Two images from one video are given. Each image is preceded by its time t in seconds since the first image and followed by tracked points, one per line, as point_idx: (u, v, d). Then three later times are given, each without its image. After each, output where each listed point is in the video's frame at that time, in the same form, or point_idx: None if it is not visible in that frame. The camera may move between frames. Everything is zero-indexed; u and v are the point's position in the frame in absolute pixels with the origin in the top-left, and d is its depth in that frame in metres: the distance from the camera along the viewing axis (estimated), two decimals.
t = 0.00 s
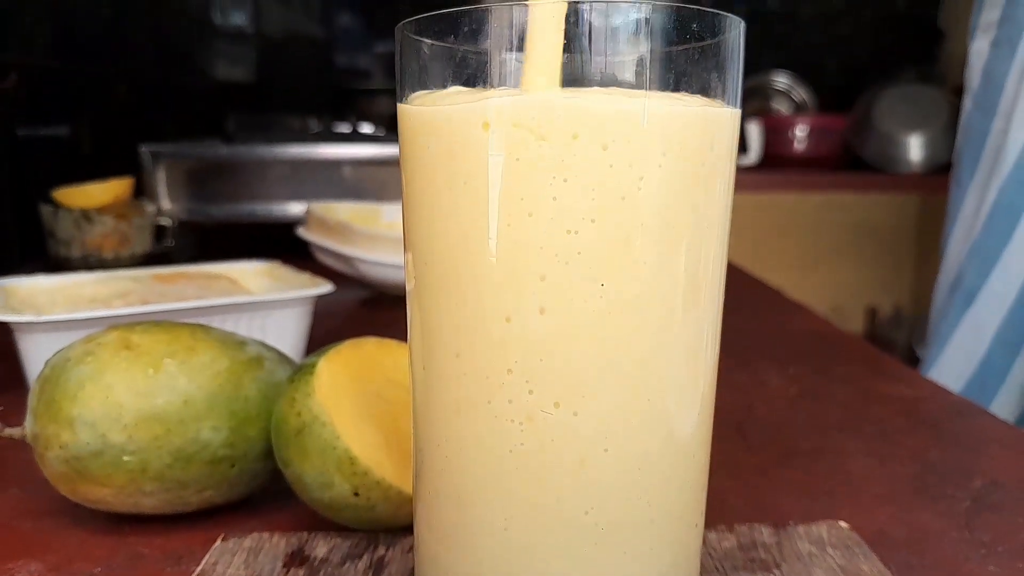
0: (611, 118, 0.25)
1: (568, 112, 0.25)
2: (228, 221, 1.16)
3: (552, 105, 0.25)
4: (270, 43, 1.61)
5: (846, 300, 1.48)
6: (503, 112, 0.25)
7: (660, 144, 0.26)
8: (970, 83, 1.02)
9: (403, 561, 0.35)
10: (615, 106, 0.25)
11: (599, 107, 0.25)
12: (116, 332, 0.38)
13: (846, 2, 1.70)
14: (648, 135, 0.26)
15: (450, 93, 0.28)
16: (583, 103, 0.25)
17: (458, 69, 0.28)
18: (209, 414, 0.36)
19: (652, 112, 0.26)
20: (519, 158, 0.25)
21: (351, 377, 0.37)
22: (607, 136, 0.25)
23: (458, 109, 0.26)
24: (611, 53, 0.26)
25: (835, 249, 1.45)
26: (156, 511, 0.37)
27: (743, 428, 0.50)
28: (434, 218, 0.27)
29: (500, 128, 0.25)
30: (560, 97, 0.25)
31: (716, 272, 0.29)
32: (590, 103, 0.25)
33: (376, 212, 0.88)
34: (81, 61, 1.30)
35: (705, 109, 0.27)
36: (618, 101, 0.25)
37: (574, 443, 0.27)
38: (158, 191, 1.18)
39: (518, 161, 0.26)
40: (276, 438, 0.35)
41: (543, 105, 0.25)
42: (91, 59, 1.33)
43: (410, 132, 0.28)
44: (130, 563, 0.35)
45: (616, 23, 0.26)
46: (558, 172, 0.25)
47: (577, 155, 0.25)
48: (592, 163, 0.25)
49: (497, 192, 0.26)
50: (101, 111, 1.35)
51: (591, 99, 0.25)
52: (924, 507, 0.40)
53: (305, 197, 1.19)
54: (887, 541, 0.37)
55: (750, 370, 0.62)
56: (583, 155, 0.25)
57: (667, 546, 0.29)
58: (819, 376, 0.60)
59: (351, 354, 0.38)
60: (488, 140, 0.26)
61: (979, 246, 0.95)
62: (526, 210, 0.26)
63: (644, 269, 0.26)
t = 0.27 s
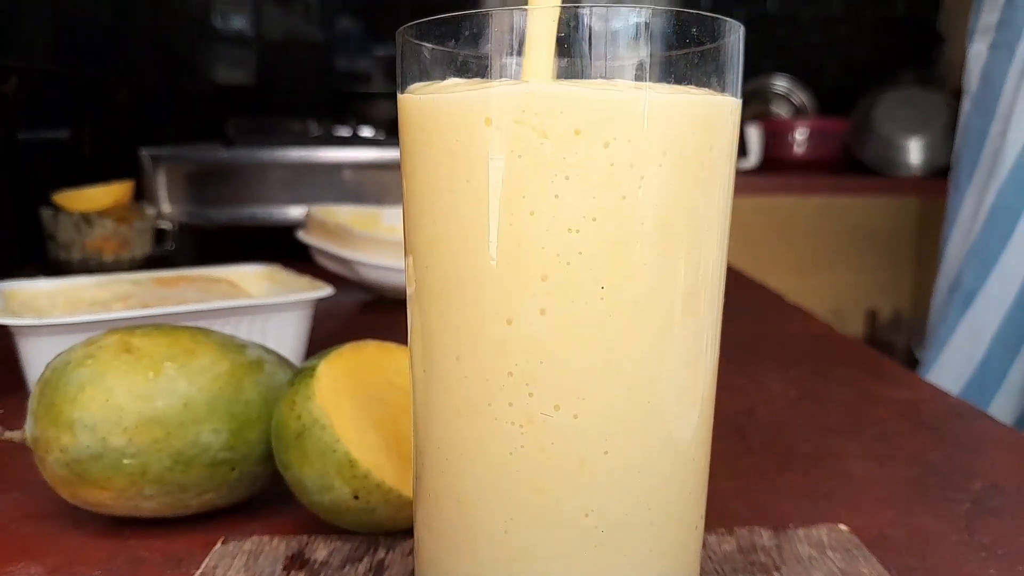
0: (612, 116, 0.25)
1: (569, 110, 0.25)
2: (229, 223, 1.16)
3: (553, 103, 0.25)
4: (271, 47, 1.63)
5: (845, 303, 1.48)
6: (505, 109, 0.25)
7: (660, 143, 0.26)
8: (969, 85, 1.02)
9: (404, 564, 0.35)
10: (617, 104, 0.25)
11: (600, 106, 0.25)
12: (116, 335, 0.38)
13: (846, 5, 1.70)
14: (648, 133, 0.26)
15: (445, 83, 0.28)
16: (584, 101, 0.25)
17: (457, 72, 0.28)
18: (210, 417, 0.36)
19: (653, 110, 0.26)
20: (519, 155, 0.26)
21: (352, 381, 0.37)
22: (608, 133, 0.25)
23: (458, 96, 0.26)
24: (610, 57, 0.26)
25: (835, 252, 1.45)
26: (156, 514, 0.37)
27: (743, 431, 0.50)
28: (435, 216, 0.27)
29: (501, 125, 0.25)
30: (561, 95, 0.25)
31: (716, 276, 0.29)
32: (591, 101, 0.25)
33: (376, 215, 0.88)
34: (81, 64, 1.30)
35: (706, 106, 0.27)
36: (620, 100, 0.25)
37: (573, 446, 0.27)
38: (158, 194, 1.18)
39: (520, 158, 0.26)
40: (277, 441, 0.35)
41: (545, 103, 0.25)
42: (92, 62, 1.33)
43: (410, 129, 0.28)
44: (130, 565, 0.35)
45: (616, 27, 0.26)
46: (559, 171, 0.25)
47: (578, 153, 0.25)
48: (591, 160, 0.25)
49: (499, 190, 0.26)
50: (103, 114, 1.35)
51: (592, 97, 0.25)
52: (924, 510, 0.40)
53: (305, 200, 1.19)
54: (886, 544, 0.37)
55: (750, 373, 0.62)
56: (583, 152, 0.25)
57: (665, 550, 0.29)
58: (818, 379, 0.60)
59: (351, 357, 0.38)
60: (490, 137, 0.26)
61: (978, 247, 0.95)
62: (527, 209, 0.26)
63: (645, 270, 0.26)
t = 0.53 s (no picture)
0: (613, 112, 0.25)
1: (570, 105, 0.25)
2: (229, 223, 1.16)
3: (555, 99, 0.25)
4: (271, 47, 1.63)
5: (845, 302, 1.48)
6: (506, 104, 0.25)
7: (661, 139, 0.26)
8: (970, 86, 1.02)
9: (403, 563, 0.35)
10: (618, 101, 0.25)
11: (601, 102, 0.25)
12: (116, 335, 0.38)
13: (846, 5, 1.70)
14: (649, 128, 0.26)
15: (441, 73, 0.28)
16: (585, 97, 0.25)
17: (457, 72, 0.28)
18: (209, 416, 0.36)
19: (654, 107, 0.26)
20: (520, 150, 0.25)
21: (352, 381, 0.37)
22: (609, 129, 0.25)
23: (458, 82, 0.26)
24: (610, 56, 0.26)
25: (835, 252, 1.45)
26: (156, 514, 0.37)
27: (742, 431, 0.50)
28: (436, 212, 0.27)
29: (502, 120, 0.25)
30: (563, 90, 0.25)
31: (717, 274, 0.29)
32: (592, 97, 0.25)
33: (376, 215, 0.88)
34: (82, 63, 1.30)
35: (707, 102, 0.27)
36: (621, 96, 0.25)
37: (573, 445, 0.27)
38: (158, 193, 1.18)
39: (521, 154, 0.25)
40: (277, 441, 0.35)
41: (547, 99, 0.25)
42: (93, 62, 1.33)
43: (411, 126, 0.28)
44: (130, 565, 0.35)
45: (616, 27, 0.26)
46: (560, 166, 0.25)
47: (579, 149, 0.25)
48: (593, 156, 0.25)
49: (500, 186, 0.26)
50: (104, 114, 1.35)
51: (593, 93, 0.25)
52: (923, 510, 0.40)
53: (306, 199, 1.19)
54: (886, 544, 0.37)
55: (750, 373, 0.62)
56: (585, 148, 0.25)
57: (665, 550, 0.29)
58: (819, 379, 0.60)
59: (351, 356, 0.38)
60: (491, 133, 0.26)
61: (980, 248, 0.96)
62: (528, 205, 0.26)
63: (646, 268, 0.26)
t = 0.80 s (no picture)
0: (614, 108, 0.25)
1: (572, 100, 0.25)
2: (229, 223, 1.16)
3: (556, 95, 0.25)
4: (271, 46, 1.63)
5: (846, 303, 1.48)
6: (508, 101, 0.25)
7: (661, 135, 0.26)
8: (976, 85, 1.02)
9: (403, 563, 0.35)
10: (619, 98, 0.25)
11: (603, 98, 0.25)
12: (116, 335, 0.38)
13: (846, 5, 1.70)
14: (650, 125, 0.26)
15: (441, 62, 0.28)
16: (586, 93, 0.25)
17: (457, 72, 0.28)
18: (210, 416, 0.36)
19: (655, 103, 0.26)
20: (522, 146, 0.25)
21: (353, 381, 0.37)
22: (610, 125, 0.25)
23: (460, 74, 0.26)
24: (610, 56, 0.26)
25: (836, 252, 1.46)
26: (156, 513, 0.37)
27: (742, 431, 0.50)
28: (436, 210, 0.27)
29: (504, 116, 0.25)
30: (564, 85, 0.25)
31: (718, 272, 0.29)
32: (594, 94, 0.25)
33: (376, 215, 0.88)
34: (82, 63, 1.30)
35: (708, 98, 0.27)
36: (623, 94, 0.25)
37: (573, 445, 0.27)
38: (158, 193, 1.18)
39: (523, 151, 0.25)
40: (277, 441, 0.35)
41: (548, 96, 0.25)
42: (94, 62, 1.33)
43: (411, 124, 0.28)
44: (130, 565, 0.35)
45: (616, 27, 0.26)
46: (561, 163, 0.25)
47: (581, 146, 0.25)
48: (594, 152, 0.25)
49: (501, 183, 0.26)
50: (104, 114, 1.35)
51: (595, 88, 0.25)
52: (922, 510, 0.40)
53: (306, 199, 1.19)
54: (886, 544, 0.37)
55: (750, 373, 0.62)
56: (586, 144, 0.25)
57: (665, 550, 0.29)
58: (819, 378, 0.60)
59: (350, 357, 0.38)
60: (492, 130, 0.26)
61: (988, 248, 0.96)
62: (529, 203, 0.26)
63: (646, 266, 0.26)
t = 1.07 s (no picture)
0: (616, 105, 0.25)
1: (573, 96, 0.25)
2: (229, 222, 1.16)
3: (557, 92, 0.25)
4: (271, 46, 1.65)
5: (846, 302, 1.48)
6: (509, 98, 0.25)
7: (662, 132, 0.26)
8: (981, 84, 1.02)
9: (403, 562, 0.35)
10: (621, 94, 0.25)
11: (604, 94, 0.25)
12: (116, 333, 0.38)
13: (846, 5, 1.70)
14: (651, 122, 0.26)
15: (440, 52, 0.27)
16: (588, 90, 0.25)
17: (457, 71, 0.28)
18: (210, 416, 0.36)
19: (657, 100, 0.26)
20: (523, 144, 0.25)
21: (353, 380, 0.37)
22: (611, 122, 0.25)
23: (461, 69, 0.26)
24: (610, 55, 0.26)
25: (837, 252, 1.46)
26: (156, 513, 0.37)
27: (742, 430, 0.50)
28: (436, 210, 0.27)
29: (504, 112, 0.25)
30: (565, 81, 0.25)
31: (718, 271, 0.29)
32: (596, 90, 0.25)
33: (376, 214, 0.88)
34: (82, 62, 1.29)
35: (709, 95, 0.27)
36: (624, 90, 0.25)
37: (573, 445, 0.27)
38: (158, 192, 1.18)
39: (524, 148, 0.25)
40: (277, 441, 0.35)
41: (549, 92, 0.25)
42: (95, 61, 1.33)
43: (412, 123, 0.28)
44: (129, 564, 0.35)
45: (616, 25, 0.26)
46: (562, 160, 0.25)
47: (583, 142, 0.25)
48: (595, 149, 0.25)
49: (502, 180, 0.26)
50: (104, 113, 1.35)
51: (596, 84, 0.25)
52: (922, 509, 0.40)
53: (306, 198, 1.18)
54: (887, 543, 0.37)
55: (750, 372, 0.62)
56: (587, 141, 0.25)
57: (665, 550, 0.29)
58: (819, 378, 0.60)
59: (351, 356, 0.38)
60: (493, 128, 0.26)
61: (991, 248, 0.96)
62: (530, 200, 0.26)
63: (647, 265, 0.26)
